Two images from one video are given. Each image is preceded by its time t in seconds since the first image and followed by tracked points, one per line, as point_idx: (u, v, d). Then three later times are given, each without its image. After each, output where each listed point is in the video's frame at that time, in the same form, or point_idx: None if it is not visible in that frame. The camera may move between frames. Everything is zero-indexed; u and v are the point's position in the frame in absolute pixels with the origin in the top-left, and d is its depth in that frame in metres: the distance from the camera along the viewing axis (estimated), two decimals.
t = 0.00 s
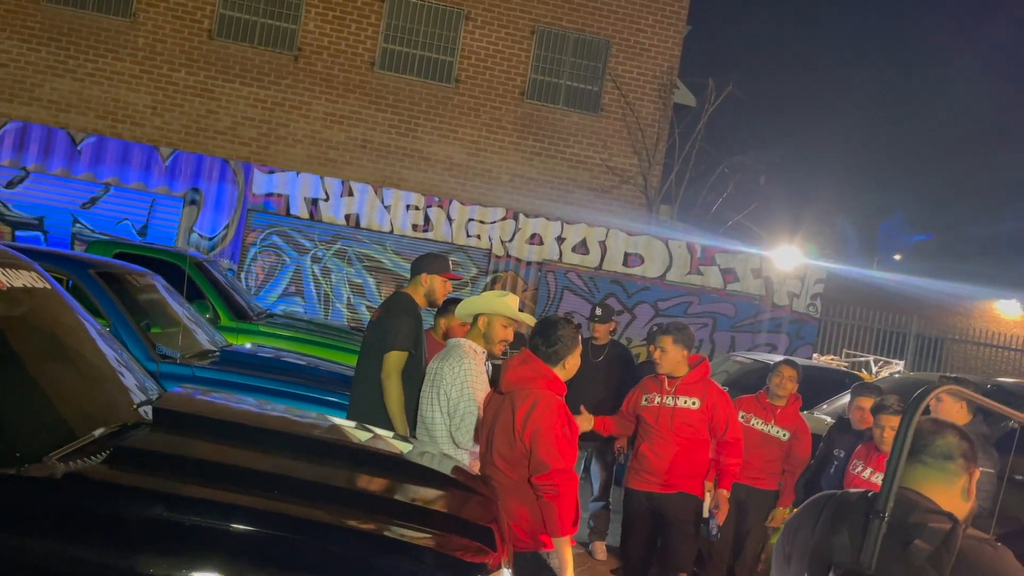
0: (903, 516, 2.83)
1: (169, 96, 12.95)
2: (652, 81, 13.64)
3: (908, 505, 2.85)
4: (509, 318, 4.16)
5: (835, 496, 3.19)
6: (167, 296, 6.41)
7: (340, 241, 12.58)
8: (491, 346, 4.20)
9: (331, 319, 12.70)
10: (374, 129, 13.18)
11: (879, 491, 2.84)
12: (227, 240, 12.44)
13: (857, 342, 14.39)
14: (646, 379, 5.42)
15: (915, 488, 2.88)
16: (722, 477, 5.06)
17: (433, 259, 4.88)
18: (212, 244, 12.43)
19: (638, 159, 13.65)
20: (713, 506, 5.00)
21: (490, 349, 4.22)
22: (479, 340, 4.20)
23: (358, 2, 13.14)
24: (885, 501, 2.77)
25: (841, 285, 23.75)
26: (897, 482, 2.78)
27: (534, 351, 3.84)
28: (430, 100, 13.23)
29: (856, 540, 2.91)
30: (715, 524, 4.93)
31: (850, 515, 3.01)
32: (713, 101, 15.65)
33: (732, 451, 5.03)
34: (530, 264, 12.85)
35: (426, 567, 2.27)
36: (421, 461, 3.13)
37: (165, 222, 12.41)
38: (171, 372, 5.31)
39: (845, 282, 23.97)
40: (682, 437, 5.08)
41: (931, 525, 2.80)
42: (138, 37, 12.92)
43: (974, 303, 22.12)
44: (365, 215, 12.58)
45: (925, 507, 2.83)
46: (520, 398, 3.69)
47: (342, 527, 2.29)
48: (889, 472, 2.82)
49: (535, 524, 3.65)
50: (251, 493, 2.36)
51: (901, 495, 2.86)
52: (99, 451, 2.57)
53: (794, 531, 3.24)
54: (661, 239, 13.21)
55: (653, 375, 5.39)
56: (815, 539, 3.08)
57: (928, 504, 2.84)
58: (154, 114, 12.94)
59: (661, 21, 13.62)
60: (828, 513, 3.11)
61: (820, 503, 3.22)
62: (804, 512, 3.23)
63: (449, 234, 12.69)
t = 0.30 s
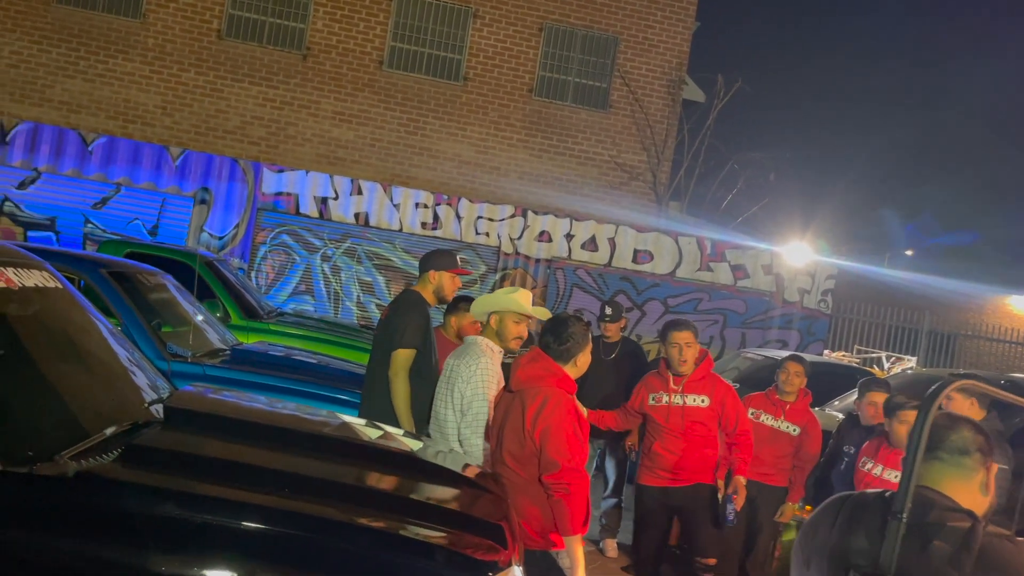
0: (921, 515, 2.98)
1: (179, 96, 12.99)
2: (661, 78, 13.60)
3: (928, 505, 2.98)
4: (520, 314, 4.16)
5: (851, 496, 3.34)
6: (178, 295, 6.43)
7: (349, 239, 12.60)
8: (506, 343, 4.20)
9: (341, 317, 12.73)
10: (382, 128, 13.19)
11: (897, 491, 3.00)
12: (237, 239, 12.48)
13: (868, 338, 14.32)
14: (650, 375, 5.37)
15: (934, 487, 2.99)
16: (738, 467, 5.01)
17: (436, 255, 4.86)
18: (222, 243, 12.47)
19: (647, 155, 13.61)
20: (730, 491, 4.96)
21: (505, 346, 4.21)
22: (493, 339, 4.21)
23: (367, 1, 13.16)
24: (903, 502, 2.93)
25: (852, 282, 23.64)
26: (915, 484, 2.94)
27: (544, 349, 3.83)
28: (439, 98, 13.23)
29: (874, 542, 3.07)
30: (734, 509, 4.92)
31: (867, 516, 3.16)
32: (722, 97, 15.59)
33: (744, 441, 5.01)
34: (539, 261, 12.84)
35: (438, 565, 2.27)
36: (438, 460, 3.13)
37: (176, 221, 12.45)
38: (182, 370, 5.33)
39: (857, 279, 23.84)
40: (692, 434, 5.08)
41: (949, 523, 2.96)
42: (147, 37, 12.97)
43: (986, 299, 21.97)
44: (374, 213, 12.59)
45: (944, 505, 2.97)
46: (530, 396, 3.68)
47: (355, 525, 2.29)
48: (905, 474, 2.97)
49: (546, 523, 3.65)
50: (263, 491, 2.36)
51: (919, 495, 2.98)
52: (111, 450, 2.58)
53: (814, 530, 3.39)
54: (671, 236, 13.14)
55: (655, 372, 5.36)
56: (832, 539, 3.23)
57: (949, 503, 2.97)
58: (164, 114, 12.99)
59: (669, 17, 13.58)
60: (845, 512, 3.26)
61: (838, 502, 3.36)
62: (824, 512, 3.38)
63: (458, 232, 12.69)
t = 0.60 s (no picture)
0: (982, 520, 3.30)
1: (191, 96, 13.04)
2: (673, 73, 13.54)
3: (985, 512, 3.30)
4: (543, 314, 4.09)
5: (904, 503, 3.65)
6: (192, 294, 6.47)
7: (362, 238, 12.62)
8: (529, 345, 4.15)
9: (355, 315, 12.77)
10: (394, 126, 13.20)
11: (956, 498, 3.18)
12: (251, 238, 12.54)
13: (884, 334, 14.23)
14: (672, 374, 5.34)
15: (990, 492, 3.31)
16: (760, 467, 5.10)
17: (453, 254, 4.88)
18: (236, 242, 12.54)
19: (659, 151, 13.57)
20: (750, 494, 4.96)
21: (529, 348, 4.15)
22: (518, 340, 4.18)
23: None
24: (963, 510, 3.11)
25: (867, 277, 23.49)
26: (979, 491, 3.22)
27: (561, 346, 3.83)
28: (450, 96, 13.22)
29: (931, 549, 3.37)
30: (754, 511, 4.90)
31: (923, 523, 3.48)
32: (734, 92, 15.52)
33: (766, 441, 5.07)
34: (551, 258, 12.83)
35: (455, 564, 2.28)
36: (457, 459, 3.13)
37: (189, 222, 12.51)
38: (198, 370, 5.35)
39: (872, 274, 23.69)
40: (719, 432, 5.06)
41: (1009, 530, 3.27)
42: (160, 38, 13.04)
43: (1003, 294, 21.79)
44: (386, 212, 12.60)
45: (1004, 513, 3.28)
46: (547, 393, 3.67)
47: (371, 524, 2.30)
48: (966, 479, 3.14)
49: (561, 520, 3.64)
50: (280, 490, 2.37)
51: (980, 501, 3.30)
52: (128, 450, 2.59)
53: (864, 545, 3.68)
54: (683, 232, 13.11)
55: (678, 369, 5.33)
56: (887, 551, 3.52)
57: (1007, 510, 3.28)
58: (177, 115, 13.05)
59: (680, 12, 13.52)
60: (894, 524, 3.57)
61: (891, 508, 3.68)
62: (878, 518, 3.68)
63: (470, 230, 12.69)
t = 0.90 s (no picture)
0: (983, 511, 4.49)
1: (204, 95, 13.09)
2: (685, 67, 13.47)
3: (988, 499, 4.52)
4: (562, 311, 4.24)
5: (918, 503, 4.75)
6: (206, 293, 6.48)
7: (374, 235, 12.64)
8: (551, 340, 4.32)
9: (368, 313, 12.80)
10: (405, 123, 13.20)
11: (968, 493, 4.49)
12: (264, 237, 12.57)
13: (900, 328, 14.13)
14: (707, 370, 5.27)
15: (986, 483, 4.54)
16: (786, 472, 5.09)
17: (467, 252, 4.84)
18: (249, 241, 12.57)
19: (672, 146, 13.51)
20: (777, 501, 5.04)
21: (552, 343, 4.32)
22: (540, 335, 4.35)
23: None
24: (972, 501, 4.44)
25: (883, 271, 23.33)
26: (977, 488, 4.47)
27: (575, 341, 3.80)
28: (461, 92, 13.22)
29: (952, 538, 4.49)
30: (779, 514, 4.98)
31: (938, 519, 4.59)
32: (748, 85, 15.44)
33: (795, 448, 5.07)
34: (564, 254, 12.79)
35: (470, 559, 2.27)
36: (479, 458, 3.13)
37: (203, 221, 12.56)
38: (212, 368, 5.36)
39: (888, 268, 23.52)
40: (756, 432, 5.01)
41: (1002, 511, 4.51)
42: (172, 38, 13.08)
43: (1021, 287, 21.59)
44: (399, 209, 12.61)
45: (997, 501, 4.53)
46: (562, 389, 3.66)
47: (388, 520, 2.29)
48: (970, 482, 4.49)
49: (577, 516, 3.63)
50: (295, 486, 2.37)
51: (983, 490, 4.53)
52: (144, 447, 2.59)
53: (918, 559, 2.89)
54: (697, 227, 13.06)
55: (713, 365, 5.26)
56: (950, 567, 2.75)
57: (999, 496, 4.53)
58: (190, 115, 13.10)
59: (692, 6, 13.44)
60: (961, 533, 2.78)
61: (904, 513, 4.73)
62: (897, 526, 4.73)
63: (483, 226, 12.68)
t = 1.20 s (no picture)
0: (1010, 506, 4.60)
1: (218, 94, 13.15)
2: (699, 61, 13.41)
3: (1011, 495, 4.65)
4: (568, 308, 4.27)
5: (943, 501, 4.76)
6: (222, 290, 6.52)
7: (389, 232, 12.67)
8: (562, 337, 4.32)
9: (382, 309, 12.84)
10: (419, 120, 13.21)
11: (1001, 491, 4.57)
12: (279, 234, 12.62)
13: (917, 321, 14.03)
14: (734, 361, 5.24)
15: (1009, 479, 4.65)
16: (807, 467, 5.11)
17: (480, 248, 4.83)
18: (264, 239, 12.60)
19: (686, 140, 13.46)
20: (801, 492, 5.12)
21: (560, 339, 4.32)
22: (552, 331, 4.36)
23: None
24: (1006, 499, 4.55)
25: (899, 264, 23.17)
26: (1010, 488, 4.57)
27: (588, 336, 3.78)
28: (474, 88, 13.21)
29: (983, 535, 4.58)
30: (803, 508, 5.08)
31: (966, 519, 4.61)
32: (762, 78, 15.34)
33: (819, 445, 5.05)
34: (578, 250, 12.76)
35: (486, 554, 2.26)
36: (491, 453, 3.13)
37: (218, 219, 12.61)
38: (228, 365, 5.38)
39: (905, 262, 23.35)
40: (783, 426, 5.00)
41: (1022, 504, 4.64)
42: (186, 37, 13.14)
43: None
44: (412, 206, 12.62)
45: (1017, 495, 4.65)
46: (576, 385, 3.65)
47: (403, 515, 2.29)
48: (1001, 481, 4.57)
49: (593, 512, 3.62)
50: (311, 482, 2.38)
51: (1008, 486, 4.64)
52: (161, 444, 2.60)
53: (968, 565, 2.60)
54: (711, 221, 12.96)
55: (743, 357, 5.22)
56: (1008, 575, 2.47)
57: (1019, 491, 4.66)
58: (204, 113, 13.16)
59: None
60: (1020, 539, 2.49)
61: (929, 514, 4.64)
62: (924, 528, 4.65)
63: (497, 222, 12.66)
